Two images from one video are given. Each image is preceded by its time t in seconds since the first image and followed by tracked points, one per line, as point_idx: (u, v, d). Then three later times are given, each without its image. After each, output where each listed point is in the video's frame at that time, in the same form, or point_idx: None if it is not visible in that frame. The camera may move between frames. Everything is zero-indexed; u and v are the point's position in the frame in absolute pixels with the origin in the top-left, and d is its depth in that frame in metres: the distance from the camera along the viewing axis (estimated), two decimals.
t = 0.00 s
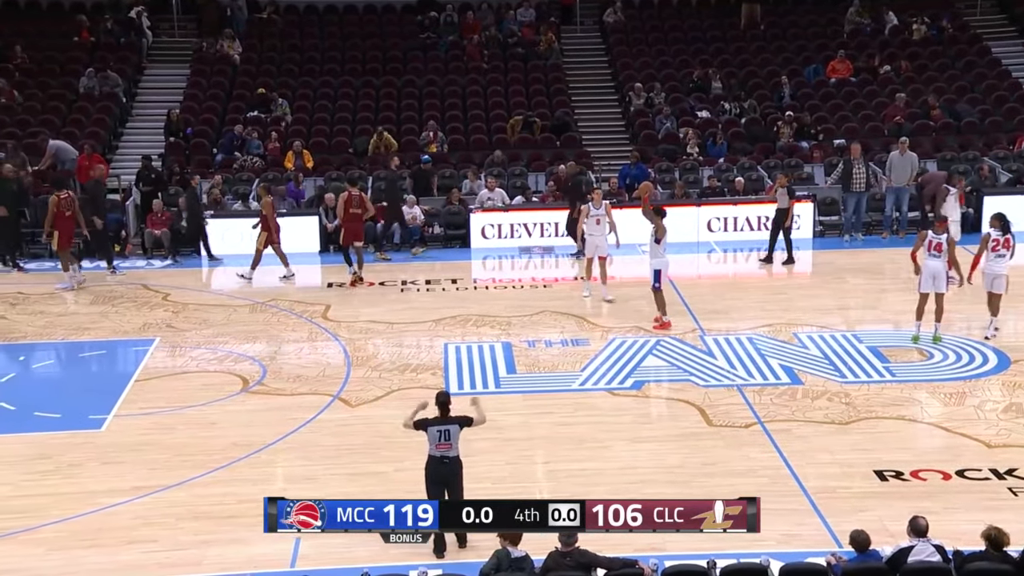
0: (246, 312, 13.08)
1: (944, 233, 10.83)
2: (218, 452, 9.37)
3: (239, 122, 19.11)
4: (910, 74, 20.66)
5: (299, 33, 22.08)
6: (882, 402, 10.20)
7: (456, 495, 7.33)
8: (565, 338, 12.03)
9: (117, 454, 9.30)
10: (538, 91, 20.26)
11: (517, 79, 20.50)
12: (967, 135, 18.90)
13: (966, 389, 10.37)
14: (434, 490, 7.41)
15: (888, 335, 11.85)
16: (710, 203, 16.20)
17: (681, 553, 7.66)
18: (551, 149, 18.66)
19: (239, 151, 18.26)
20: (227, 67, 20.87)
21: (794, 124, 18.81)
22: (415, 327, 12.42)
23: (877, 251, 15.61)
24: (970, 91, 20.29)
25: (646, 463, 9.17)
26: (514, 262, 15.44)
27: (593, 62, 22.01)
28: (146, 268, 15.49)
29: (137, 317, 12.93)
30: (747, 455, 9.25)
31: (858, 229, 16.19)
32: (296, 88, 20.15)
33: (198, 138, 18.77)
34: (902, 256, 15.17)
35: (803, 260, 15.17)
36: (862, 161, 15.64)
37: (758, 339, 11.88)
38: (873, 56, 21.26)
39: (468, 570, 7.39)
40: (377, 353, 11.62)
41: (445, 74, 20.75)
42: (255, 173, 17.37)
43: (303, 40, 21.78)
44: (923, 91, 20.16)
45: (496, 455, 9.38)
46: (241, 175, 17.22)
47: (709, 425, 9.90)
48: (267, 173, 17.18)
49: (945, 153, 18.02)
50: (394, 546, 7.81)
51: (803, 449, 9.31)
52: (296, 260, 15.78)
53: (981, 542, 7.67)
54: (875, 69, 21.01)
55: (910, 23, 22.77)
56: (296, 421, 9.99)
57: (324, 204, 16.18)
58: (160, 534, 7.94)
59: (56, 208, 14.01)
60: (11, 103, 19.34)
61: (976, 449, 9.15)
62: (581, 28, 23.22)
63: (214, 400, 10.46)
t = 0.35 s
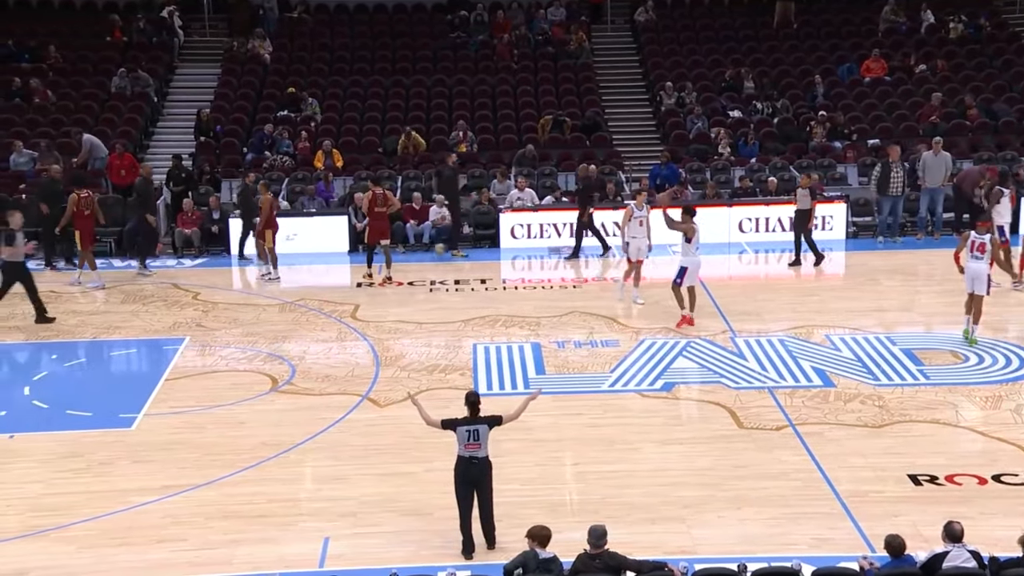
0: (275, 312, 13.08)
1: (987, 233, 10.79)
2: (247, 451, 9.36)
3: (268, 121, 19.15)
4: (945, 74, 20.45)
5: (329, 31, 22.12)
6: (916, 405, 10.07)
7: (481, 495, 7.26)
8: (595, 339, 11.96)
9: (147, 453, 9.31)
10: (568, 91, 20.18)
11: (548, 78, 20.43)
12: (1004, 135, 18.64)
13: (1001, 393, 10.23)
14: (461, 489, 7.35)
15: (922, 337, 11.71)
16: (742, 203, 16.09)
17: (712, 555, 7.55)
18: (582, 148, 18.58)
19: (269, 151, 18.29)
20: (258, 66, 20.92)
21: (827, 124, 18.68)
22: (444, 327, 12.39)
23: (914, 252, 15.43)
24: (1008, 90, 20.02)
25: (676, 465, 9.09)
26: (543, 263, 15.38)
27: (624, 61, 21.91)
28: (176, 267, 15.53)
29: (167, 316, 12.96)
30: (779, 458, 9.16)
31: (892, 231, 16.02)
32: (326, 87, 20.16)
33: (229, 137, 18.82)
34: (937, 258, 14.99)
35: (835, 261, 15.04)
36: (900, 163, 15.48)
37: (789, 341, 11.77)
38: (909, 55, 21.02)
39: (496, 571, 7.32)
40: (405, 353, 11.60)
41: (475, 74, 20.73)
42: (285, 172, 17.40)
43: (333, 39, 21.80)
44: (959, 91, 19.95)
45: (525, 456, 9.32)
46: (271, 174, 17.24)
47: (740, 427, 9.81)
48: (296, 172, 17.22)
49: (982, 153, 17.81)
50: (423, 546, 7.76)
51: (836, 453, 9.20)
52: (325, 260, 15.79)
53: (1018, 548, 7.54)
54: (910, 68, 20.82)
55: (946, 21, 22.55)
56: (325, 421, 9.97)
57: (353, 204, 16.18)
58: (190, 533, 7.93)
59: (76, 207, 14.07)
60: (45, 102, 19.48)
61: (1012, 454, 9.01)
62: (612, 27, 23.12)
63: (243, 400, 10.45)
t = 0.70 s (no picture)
0: (310, 313, 13.10)
1: None
2: (281, 452, 9.35)
3: (304, 122, 19.19)
4: (989, 74, 20.20)
5: (365, 32, 22.18)
6: (957, 411, 9.92)
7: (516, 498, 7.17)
8: (630, 342, 11.88)
9: (183, 453, 9.32)
10: (604, 91, 20.12)
11: (584, 79, 20.39)
12: None
13: None
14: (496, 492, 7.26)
15: (963, 342, 11.54)
16: (781, 206, 15.94)
17: (750, 561, 7.45)
18: (618, 150, 18.50)
19: (303, 152, 18.31)
20: (293, 67, 20.98)
21: (867, 126, 18.50)
22: (478, 329, 12.35)
23: (956, 256, 15.24)
24: None
25: (712, 470, 8.99)
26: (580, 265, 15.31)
27: (661, 62, 21.81)
28: (212, 268, 15.58)
29: (202, 317, 13.00)
30: (816, 464, 9.04)
31: (933, 233, 15.79)
32: (361, 88, 20.20)
33: (264, 138, 18.90)
34: (978, 262, 14.80)
35: (872, 265, 14.87)
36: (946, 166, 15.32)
37: (826, 345, 11.64)
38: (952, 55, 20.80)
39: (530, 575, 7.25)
40: (439, 355, 11.56)
41: (510, 75, 20.71)
42: (320, 173, 17.45)
43: (368, 39, 21.86)
44: (1003, 92, 19.68)
45: (559, 459, 9.26)
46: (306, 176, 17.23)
47: (777, 432, 9.70)
48: (331, 173, 17.36)
49: None
50: (457, 548, 7.71)
51: (875, 459, 9.07)
52: (360, 261, 15.79)
53: None
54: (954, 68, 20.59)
55: (990, 21, 22.28)
56: (359, 423, 9.95)
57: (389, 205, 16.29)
58: (224, 534, 7.92)
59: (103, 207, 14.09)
60: (84, 104, 19.66)
61: None
62: (649, 28, 23.03)
63: (278, 401, 10.45)
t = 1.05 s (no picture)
0: (343, 314, 13.07)
1: None
2: (314, 454, 9.30)
3: (338, 122, 19.16)
4: None
5: (399, 32, 22.17)
6: (998, 418, 9.74)
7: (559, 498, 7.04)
8: (664, 345, 11.76)
9: (216, 454, 9.29)
10: (640, 92, 20.03)
11: (619, 80, 20.32)
12: None
13: None
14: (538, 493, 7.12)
15: (1004, 348, 11.35)
16: (817, 207, 15.82)
17: (787, 568, 7.33)
18: (653, 152, 18.40)
19: (337, 153, 18.42)
20: (328, 67, 20.97)
21: (907, 127, 18.40)
22: (511, 332, 12.27)
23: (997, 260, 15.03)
24: None
25: (748, 475, 8.87)
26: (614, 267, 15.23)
27: (698, 62, 21.69)
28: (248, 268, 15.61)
29: (235, 317, 13.00)
30: (855, 470, 8.90)
31: (973, 237, 15.59)
32: (396, 88, 20.20)
33: (298, 139, 18.92)
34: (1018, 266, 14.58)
35: (909, 268, 14.68)
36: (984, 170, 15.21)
37: (864, 349, 11.48)
38: (995, 55, 20.55)
39: None
40: (472, 357, 11.50)
41: (545, 75, 20.65)
42: (353, 173, 17.46)
43: (402, 39, 21.87)
44: None
45: (593, 463, 9.16)
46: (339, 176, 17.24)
47: (814, 437, 9.57)
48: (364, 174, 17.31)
49: None
50: (490, 552, 7.63)
51: (915, 465, 8.92)
52: (393, 263, 15.79)
53: None
54: (997, 68, 20.33)
55: None
56: (392, 425, 9.90)
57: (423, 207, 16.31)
58: (257, 536, 7.88)
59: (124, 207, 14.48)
60: (120, 104, 19.76)
61: None
62: (686, 27, 22.88)
63: (311, 402, 10.41)
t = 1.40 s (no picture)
0: (374, 316, 13.01)
1: None
2: (345, 456, 9.22)
3: (372, 122, 19.12)
4: None
5: (432, 32, 22.14)
6: None
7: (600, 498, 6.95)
8: (699, 348, 11.61)
9: (248, 456, 9.23)
10: (675, 92, 19.89)
11: (654, 80, 20.22)
12: None
13: None
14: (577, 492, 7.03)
15: None
16: (855, 209, 15.65)
17: None
18: (688, 152, 18.27)
19: (369, 153, 18.40)
20: (361, 67, 20.96)
21: (949, 127, 18.23)
22: (544, 334, 12.16)
23: None
24: None
25: (785, 480, 8.72)
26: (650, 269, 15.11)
27: (734, 62, 21.54)
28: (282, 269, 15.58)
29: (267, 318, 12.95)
30: (894, 476, 8.72)
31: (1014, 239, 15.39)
32: (429, 88, 20.17)
33: (331, 140, 18.90)
34: None
35: (948, 271, 14.48)
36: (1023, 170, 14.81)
37: (903, 354, 11.28)
38: None
39: None
40: (505, 360, 11.39)
41: (579, 74, 20.56)
42: (386, 174, 17.43)
43: (435, 39, 21.85)
44: None
45: (627, 466, 9.04)
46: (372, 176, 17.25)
47: (852, 443, 9.39)
48: (397, 175, 17.28)
49: None
50: (524, 556, 7.52)
51: (956, 472, 8.73)
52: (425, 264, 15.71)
53: None
54: None
55: None
56: (423, 427, 9.80)
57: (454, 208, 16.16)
58: (288, 538, 7.80)
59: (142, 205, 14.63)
60: (153, 104, 19.82)
61: None
62: (722, 26, 22.71)
63: (342, 404, 10.33)
